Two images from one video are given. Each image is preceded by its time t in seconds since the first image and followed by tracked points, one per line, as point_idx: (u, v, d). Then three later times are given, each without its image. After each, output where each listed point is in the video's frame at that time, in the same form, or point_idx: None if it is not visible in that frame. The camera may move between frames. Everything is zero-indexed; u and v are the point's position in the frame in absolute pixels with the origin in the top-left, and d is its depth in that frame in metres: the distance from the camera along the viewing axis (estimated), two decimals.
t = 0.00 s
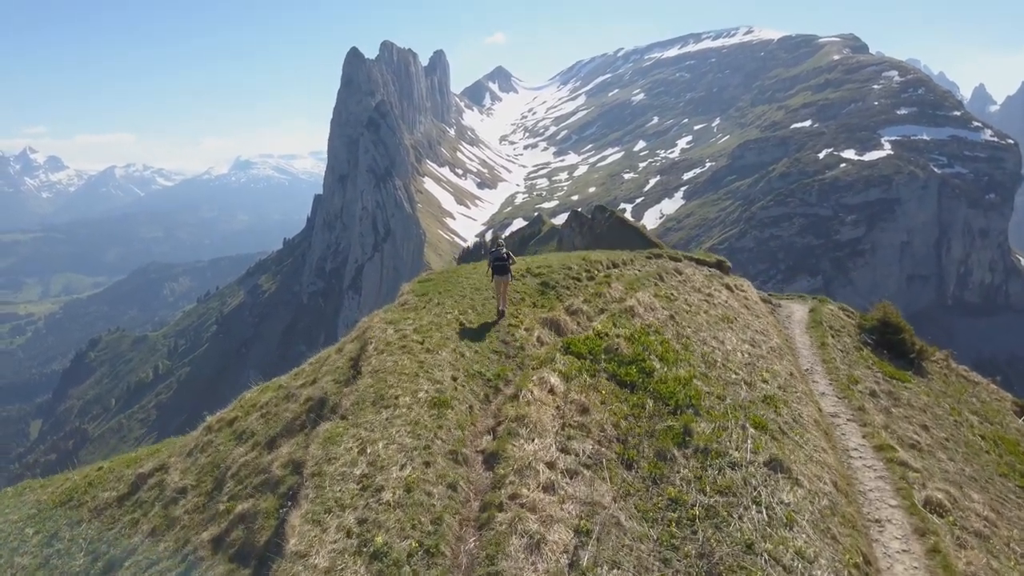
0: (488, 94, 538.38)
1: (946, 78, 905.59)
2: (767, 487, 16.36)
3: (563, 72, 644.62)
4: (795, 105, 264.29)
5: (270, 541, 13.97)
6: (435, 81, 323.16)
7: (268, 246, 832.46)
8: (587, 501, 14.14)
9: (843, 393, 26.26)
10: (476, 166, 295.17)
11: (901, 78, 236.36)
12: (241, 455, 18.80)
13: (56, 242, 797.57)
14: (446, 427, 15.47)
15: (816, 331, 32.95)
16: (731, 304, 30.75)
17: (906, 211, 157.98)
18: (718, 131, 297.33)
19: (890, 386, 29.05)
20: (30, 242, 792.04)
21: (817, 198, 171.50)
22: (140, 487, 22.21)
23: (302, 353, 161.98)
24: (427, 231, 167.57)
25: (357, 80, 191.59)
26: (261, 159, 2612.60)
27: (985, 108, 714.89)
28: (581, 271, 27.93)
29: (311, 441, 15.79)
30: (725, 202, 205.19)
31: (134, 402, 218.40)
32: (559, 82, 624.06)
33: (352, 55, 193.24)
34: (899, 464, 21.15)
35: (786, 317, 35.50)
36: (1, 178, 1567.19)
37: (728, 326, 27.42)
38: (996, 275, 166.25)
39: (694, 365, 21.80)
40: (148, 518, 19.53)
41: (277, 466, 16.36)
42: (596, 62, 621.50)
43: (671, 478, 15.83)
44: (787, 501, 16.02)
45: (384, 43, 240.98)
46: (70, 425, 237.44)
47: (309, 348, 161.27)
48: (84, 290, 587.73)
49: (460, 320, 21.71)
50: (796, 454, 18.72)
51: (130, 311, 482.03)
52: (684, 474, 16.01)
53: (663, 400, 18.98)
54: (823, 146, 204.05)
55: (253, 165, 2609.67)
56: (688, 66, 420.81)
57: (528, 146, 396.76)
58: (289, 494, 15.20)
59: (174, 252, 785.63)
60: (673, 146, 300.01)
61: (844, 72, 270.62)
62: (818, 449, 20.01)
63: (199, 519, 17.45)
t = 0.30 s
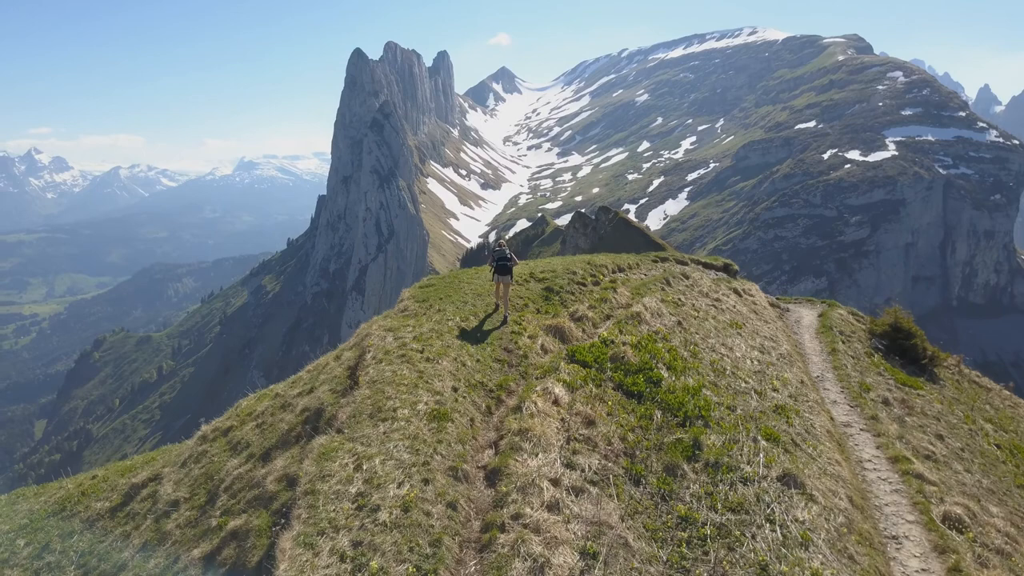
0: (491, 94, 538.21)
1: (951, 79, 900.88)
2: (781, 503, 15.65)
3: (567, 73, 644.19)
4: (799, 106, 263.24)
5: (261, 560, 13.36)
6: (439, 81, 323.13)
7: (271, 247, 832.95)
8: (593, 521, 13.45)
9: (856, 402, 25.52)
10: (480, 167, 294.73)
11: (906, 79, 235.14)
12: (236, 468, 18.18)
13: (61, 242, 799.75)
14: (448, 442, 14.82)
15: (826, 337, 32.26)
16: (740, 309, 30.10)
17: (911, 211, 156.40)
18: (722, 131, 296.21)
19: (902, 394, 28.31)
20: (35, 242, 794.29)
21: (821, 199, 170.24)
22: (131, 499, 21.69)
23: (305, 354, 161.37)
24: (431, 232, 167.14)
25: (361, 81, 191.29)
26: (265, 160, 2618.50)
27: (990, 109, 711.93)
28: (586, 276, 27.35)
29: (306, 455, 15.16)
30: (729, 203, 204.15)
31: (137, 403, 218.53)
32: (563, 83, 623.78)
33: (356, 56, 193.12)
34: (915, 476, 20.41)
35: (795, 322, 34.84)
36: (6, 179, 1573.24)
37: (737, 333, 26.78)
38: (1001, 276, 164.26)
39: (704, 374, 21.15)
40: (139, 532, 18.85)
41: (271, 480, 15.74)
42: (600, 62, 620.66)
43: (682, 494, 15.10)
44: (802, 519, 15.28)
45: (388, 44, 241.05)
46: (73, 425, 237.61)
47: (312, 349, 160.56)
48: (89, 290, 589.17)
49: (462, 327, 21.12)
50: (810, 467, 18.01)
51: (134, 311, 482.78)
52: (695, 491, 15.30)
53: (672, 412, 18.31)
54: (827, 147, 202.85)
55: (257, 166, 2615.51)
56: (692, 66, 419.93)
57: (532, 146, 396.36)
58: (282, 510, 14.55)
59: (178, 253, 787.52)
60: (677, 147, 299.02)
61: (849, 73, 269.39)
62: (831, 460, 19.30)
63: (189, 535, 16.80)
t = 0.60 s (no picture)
0: (494, 96, 538.15)
1: (953, 81, 898.05)
2: (794, 521, 14.98)
3: (570, 74, 644.15)
4: (802, 107, 262.35)
5: None
6: (442, 83, 322.93)
7: (274, 249, 833.62)
8: (597, 542, 12.81)
9: (867, 410, 24.88)
10: (482, 168, 294.12)
11: (910, 80, 234.13)
12: (228, 480, 17.56)
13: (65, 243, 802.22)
14: (445, 458, 14.21)
15: (835, 342, 31.65)
16: (747, 315, 29.52)
17: (914, 214, 155.81)
18: (725, 133, 295.27)
19: (912, 400, 27.64)
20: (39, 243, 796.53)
21: (825, 200, 169.16)
22: (124, 511, 21.13)
23: (307, 355, 160.80)
24: (434, 234, 166.92)
25: (364, 82, 190.99)
26: (268, 161, 2623.65)
27: (992, 110, 708.25)
28: (590, 280, 26.77)
29: (299, 468, 14.54)
30: (732, 204, 203.22)
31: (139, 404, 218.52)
32: (566, 84, 623.69)
33: (359, 57, 192.93)
34: (930, 490, 19.73)
35: (802, 328, 34.30)
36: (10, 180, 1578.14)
37: (745, 339, 26.18)
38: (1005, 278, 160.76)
39: (712, 383, 20.55)
40: (128, 545, 18.24)
41: (263, 498, 15.07)
42: (602, 63, 620.44)
43: (691, 513, 14.42)
44: (817, 537, 14.58)
45: (390, 45, 241.02)
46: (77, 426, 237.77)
47: (314, 350, 160.07)
48: (93, 291, 590.46)
49: (461, 335, 20.54)
50: (822, 481, 17.36)
51: (137, 312, 483.69)
52: (704, 509, 14.66)
53: (681, 422, 17.67)
54: (831, 148, 201.75)
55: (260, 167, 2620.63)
56: (694, 67, 419.24)
57: (534, 148, 396.05)
58: (274, 528, 13.94)
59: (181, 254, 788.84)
60: (680, 148, 298.10)
61: (852, 74, 268.33)
62: (845, 473, 18.58)
63: (178, 551, 16.17)
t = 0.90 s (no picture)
0: (496, 96, 537.19)
1: (957, 81, 891.95)
2: (808, 536, 14.35)
3: (572, 75, 643.32)
4: (805, 107, 261.19)
5: None
6: (445, 83, 322.84)
7: (276, 249, 833.44)
8: (602, 561, 12.20)
9: (877, 418, 24.29)
10: (485, 169, 293.57)
11: (913, 80, 233.01)
12: (222, 492, 17.05)
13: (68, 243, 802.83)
14: (445, 471, 13.71)
15: (843, 347, 31.07)
16: (754, 319, 28.96)
17: (918, 214, 154.92)
18: (728, 133, 294.23)
19: (923, 407, 27.05)
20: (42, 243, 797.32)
21: (828, 201, 168.41)
22: (116, 520, 20.59)
23: (310, 355, 160.25)
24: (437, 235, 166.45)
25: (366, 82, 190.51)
26: (270, 162, 2625.86)
27: (997, 111, 701.91)
28: (594, 284, 26.25)
29: (292, 483, 14.05)
30: (735, 204, 202.23)
31: (142, 405, 218.45)
32: (568, 84, 622.66)
33: (361, 57, 192.56)
34: (944, 501, 19.13)
35: (810, 332, 33.73)
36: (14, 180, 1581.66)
37: (752, 344, 25.61)
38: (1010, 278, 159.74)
39: (720, 391, 19.97)
40: (119, 556, 17.69)
41: (256, 512, 14.55)
42: (605, 63, 619.12)
43: (699, 528, 13.87)
44: (831, 553, 13.95)
45: (393, 45, 240.70)
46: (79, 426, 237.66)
47: (317, 350, 159.73)
48: (95, 291, 590.39)
49: (460, 341, 20.00)
50: (833, 493, 16.76)
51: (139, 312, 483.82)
52: (711, 522, 14.11)
53: (687, 433, 17.12)
54: (834, 148, 200.84)
55: (263, 167, 2622.69)
56: (697, 67, 418.25)
57: (537, 148, 395.36)
58: (268, 542, 13.44)
59: (184, 254, 789.15)
60: (683, 148, 297.19)
61: (855, 74, 267.02)
62: (856, 484, 18.00)
63: (170, 564, 15.64)
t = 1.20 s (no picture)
0: (500, 97, 537.92)
1: (959, 81, 888.62)
2: (822, 554, 13.80)
3: (575, 76, 643.97)
4: (809, 108, 260.07)
5: None
6: (448, 84, 323.27)
7: (279, 250, 834.70)
8: None
9: (888, 426, 23.73)
10: (488, 170, 293.31)
11: (917, 81, 232.10)
12: (215, 505, 16.50)
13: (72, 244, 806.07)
14: (444, 486, 13.22)
15: (852, 353, 30.49)
16: (761, 324, 28.47)
17: (921, 215, 154.69)
18: (731, 133, 292.99)
19: (934, 414, 26.46)
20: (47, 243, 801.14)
21: (831, 202, 168.17)
22: (108, 531, 20.05)
23: (312, 355, 159.90)
24: (439, 236, 166.13)
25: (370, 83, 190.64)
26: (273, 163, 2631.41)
27: (1002, 111, 696.98)
28: (598, 289, 25.72)
29: (285, 499, 13.53)
30: (738, 205, 201.77)
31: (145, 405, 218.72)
32: (572, 85, 623.16)
33: (365, 58, 192.54)
34: (959, 515, 18.53)
35: (817, 337, 33.17)
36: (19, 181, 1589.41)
37: (760, 350, 25.11)
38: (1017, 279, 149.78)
39: (728, 400, 19.44)
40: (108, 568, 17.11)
41: (248, 527, 14.03)
42: (608, 64, 619.57)
43: (707, 544, 13.37)
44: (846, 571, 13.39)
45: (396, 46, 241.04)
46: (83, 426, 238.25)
47: (319, 351, 159.40)
48: (99, 291, 592.17)
49: (460, 349, 19.45)
50: (846, 508, 16.17)
51: (143, 312, 485.60)
52: (722, 538, 13.59)
53: (695, 444, 16.60)
54: (837, 149, 200.09)
55: (266, 168, 2628.11)
56: (700, 68, 417.45)
57: (540, 149, 395.36)
58: (260, 560, 12.93)
59: (187, 254, 791.27)
60: (686, 149, 296.38)
61: (859, 75, 265.58)
62: (869, 497, 17.44)
63: None
